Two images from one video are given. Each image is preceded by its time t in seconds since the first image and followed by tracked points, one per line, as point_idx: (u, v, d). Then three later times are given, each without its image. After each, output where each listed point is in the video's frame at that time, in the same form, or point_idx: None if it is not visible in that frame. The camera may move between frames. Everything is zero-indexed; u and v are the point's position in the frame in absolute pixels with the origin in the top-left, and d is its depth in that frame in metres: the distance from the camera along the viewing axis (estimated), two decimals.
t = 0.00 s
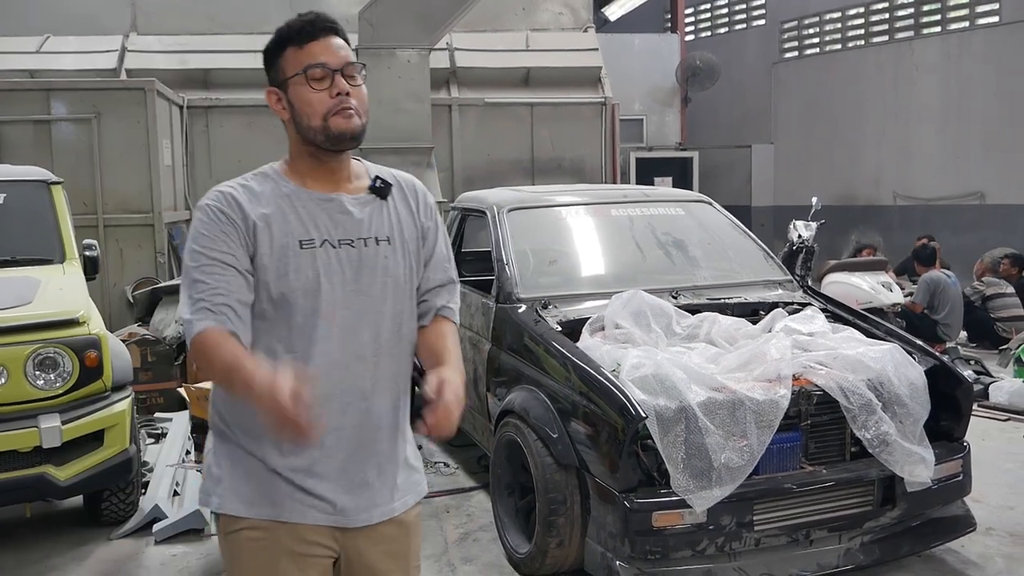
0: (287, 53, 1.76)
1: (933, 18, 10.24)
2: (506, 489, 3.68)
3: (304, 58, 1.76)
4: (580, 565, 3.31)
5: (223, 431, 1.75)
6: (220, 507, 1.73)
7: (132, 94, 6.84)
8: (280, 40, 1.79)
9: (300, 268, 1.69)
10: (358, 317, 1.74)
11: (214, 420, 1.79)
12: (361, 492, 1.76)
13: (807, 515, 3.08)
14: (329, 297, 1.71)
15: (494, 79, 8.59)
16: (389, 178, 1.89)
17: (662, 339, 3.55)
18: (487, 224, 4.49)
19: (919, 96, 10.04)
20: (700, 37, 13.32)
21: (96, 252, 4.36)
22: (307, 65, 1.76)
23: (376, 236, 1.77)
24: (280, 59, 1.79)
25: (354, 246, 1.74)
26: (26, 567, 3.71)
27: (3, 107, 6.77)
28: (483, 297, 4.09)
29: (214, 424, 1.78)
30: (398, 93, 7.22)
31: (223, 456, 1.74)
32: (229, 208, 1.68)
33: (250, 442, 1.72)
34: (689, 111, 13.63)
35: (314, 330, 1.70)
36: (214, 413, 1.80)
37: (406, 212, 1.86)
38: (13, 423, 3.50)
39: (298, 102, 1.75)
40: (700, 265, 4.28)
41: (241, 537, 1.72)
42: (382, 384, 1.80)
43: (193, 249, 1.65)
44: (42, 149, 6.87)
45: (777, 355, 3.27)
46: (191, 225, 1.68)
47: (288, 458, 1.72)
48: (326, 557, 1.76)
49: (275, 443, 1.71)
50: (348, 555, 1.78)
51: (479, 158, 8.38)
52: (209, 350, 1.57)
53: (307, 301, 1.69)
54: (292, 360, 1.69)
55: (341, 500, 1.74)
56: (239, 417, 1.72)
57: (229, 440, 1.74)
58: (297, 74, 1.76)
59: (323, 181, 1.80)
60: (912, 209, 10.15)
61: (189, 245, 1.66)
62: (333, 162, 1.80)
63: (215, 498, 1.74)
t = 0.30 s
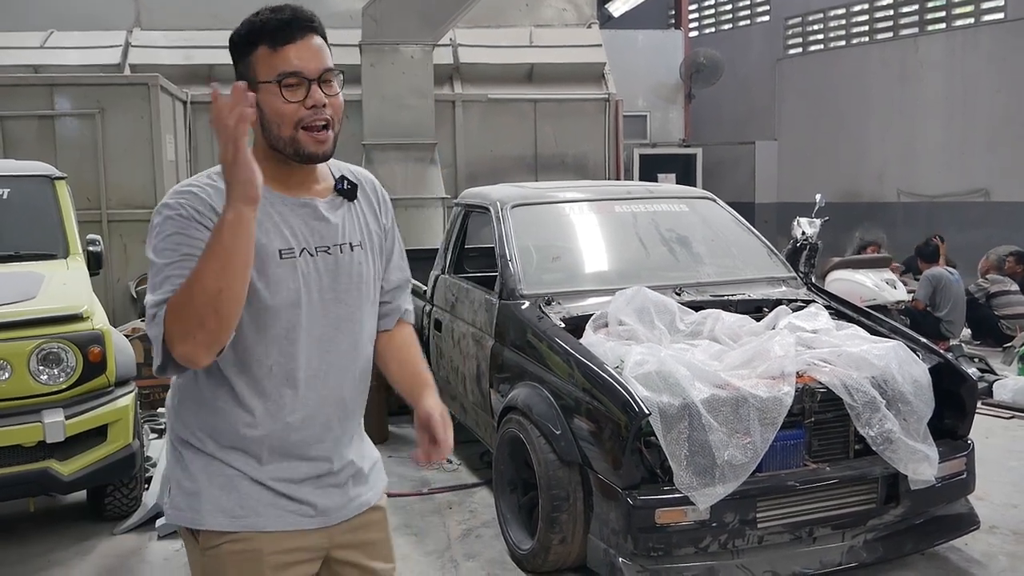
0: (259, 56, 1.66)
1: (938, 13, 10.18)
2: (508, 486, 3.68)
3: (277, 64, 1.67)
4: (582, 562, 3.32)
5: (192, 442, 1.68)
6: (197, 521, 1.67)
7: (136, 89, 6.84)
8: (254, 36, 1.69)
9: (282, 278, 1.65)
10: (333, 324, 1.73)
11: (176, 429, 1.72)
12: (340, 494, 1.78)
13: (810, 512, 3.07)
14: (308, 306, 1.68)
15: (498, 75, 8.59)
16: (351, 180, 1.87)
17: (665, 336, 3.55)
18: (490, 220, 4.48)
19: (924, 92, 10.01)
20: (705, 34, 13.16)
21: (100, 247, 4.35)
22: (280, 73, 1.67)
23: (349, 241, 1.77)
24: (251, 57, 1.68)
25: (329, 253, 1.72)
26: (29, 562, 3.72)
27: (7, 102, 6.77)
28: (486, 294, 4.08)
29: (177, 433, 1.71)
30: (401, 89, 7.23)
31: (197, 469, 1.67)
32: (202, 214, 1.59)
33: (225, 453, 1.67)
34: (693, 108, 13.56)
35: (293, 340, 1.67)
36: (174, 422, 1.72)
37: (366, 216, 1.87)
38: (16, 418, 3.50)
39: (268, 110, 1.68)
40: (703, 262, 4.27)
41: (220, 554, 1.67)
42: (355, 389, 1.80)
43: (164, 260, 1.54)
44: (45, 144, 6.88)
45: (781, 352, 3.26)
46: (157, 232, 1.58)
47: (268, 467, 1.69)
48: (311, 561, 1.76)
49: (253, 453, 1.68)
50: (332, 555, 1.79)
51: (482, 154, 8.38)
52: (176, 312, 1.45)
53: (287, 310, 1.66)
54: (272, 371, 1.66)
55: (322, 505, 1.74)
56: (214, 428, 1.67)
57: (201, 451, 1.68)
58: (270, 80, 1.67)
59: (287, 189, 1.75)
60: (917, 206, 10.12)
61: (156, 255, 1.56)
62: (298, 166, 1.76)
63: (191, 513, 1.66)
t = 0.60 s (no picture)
0: (248, 41, 1.67)
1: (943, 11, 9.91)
2: (513, 481, 3.68)
3: (267, 49, 1.67)
4: (587, 557, 3.32)
5: (184, 443, 1.67)
6: (189, 528, 1.67)
7: (142, 84, 6.85)
8: (239, 25, 1.70)
9: (280, 279, 1.64)
10: (326, 322, 1.74)
11: (164, 429, 1.70)
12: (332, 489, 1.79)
13: (815, 508, 3.07)
14: (306, 305, 1.68)
15: (503, 70, 8.58)
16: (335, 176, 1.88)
17: (670, 332, 3.54)
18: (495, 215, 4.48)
19: (931, 88, 9.97)
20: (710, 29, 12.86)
21: (105, 241, 4.36)
22: (273, 56, 1.67)
23: (339, 241, 1.77)
24: (239, 45, 1.69)
25: (323, 252, 1.72)
26: (36, 554, 3.73)
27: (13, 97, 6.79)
28: (491, 289, 4.08)
29: (166, 434, 1.69)
30: (406, 83, 7.21)
31: (192, 472, 1.66)
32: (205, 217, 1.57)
33: (222, 454, 1.67)
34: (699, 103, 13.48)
35: (291, 342, 1.66)
36: (164, 422, 1.70)
37: (352, 214, 1.88)
38: (23, 412, 3.52)
39: (260, 94, 1.67)
40: (709, 258, 4.26)
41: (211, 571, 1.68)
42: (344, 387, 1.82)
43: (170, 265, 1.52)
44: (51, 139, 6.89)
45: (786, 348, 3.26)
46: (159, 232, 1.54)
47: (264, 467, 1.69)
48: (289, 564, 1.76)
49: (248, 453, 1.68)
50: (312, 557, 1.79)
51: (487, 149, 8.40)
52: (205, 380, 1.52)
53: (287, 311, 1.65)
54: (269, 372, 1.65)
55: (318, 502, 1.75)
56: (211, 429, 1.66)
57: (195, 453, 1.66)
58: (260, 64, 1.67)
59: (279, 177, 1.74)
60: (923, 202, 10.09)
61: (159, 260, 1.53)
62: (294, 153, 1.74)
63: (188, 516, 1.66)
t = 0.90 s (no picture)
0: (242, 41, 1.66)
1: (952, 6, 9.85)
2: (518, 478, 3.68)
3: (260, 50, 1.67)
4: (593, 555, 3.32)
5: (199, 432, 1.66)
6: (207, 517, 1.66)
7: (148, 81, 6.86)
8: (234, 23, 1.70)
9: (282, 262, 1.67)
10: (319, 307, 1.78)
11: (172, 422, 1.68)
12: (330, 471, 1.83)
13: (820, 506, 3.07)
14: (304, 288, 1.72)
15: (509, 67, 8.56)
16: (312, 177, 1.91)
17: (676, 330, 3.53)
18: (500, 212, 4.48)
19: (938, 85, 9.93)
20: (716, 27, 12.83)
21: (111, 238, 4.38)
22: (265, 58, 1.67)
23: (323, 229, 1.82)
24: (232, 43, 1.69)
25: (312, 239, 1.76)
26: (42, 551, 3.75)
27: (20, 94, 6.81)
28: (496, 287, 4.08)
29: (175, 427, 1.68)
30: (412, 81, 7.21)
31: (209, 461, 1.66)
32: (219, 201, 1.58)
33: (237, 441, 1.67)
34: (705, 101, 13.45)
35: (295, 324, 1.70)
36: (172, 414, 1.68)
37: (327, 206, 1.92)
38: (29, 408, 3.52)
39: (249, 94, 1.67)
40: (714, 255, 4.26)
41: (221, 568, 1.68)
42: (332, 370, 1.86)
43: (196, 239, 1.50)
44: (58, 136, 6.91)
45: (792, 347, 3.25)
46: (173, 214, 1.53)
47: (276, 451, 1.70)
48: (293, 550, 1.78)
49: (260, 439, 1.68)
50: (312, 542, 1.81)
51: (493, 146, 8.37)
52: (255, 295, 1.43)
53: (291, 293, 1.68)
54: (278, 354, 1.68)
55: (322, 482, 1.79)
56: (226, 416, 1.66)
57: (210, 442, 1.66)
58: (253, 66, 1.67)
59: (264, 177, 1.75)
60: (930, 200, 10.06)
61: (176, 241, 1.52)
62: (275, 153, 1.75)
63: (210, 502, 1.65)
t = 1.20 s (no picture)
0: (246, 50, 1.83)
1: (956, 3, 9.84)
2: (521, 476, 3.69)
3: (259, 58, 1.86)
4: (595, 552, 3.33)
5: (207, 420, 1.77)
6: (225, 497, 1.78)
7: (151, 79, 6.88)
8: (233, 32, 1.86)
9: (272, 258, 1.86)
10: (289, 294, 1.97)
11: (176, 414, 1.77)
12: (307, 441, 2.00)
13: (823, 503, 3.07)
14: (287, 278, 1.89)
15: (513, 65, 8.56)
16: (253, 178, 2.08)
17: (679, 327, 3.54)
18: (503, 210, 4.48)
19: (942, 82, 9.90)
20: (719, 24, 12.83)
21: (114, 236, 4.39)
22: (263, 67, 1.87)
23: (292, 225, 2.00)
24: (231, 51, 1.84)
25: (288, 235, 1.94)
26: (46, 549, 3.76)
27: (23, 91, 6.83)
28: (499, 285, 4.08)
29: (180, 418, 1.77)
30: (415, 78, 7.22)
31: (221, 445, 1.77)
32: (233, 205, 1.75)
33: (243, 424, 1.79)
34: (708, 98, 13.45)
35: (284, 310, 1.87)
36: (177, 407, 1.77)
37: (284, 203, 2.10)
38: (33, 406, 3.53)
39: (252, 98, 1.86)
40: (717, 253, 4.26)
41: (237, 548, 1.79)
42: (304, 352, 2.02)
43: (220, 246, 1.69)
44: (62, 134, 6.93)
45: (795, 343, 3.25)
46: (201, 221, 1.70)
47: (274, 429, 1.85)
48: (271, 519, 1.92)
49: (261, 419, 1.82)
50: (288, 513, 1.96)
51: (495, 144, 8.38)
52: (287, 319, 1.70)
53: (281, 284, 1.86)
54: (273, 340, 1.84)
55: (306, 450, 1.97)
56: (231, 401, 1.78)
57: (219, 428, 1.77)
58: (256, 74, 1.85)
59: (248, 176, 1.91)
60: (933, 197, 10.05)
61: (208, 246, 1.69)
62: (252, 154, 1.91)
63: (223, 482, 1.77)
